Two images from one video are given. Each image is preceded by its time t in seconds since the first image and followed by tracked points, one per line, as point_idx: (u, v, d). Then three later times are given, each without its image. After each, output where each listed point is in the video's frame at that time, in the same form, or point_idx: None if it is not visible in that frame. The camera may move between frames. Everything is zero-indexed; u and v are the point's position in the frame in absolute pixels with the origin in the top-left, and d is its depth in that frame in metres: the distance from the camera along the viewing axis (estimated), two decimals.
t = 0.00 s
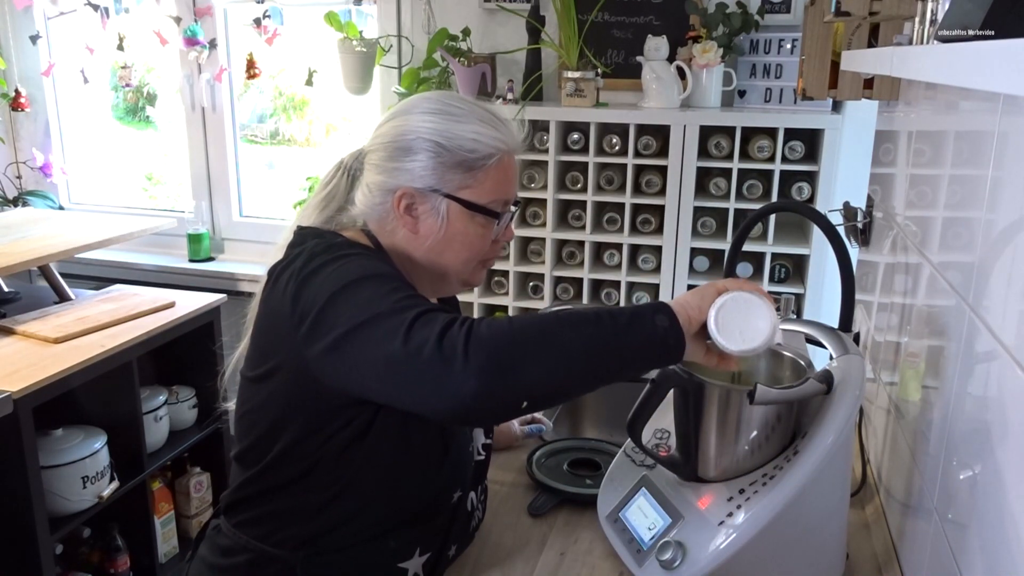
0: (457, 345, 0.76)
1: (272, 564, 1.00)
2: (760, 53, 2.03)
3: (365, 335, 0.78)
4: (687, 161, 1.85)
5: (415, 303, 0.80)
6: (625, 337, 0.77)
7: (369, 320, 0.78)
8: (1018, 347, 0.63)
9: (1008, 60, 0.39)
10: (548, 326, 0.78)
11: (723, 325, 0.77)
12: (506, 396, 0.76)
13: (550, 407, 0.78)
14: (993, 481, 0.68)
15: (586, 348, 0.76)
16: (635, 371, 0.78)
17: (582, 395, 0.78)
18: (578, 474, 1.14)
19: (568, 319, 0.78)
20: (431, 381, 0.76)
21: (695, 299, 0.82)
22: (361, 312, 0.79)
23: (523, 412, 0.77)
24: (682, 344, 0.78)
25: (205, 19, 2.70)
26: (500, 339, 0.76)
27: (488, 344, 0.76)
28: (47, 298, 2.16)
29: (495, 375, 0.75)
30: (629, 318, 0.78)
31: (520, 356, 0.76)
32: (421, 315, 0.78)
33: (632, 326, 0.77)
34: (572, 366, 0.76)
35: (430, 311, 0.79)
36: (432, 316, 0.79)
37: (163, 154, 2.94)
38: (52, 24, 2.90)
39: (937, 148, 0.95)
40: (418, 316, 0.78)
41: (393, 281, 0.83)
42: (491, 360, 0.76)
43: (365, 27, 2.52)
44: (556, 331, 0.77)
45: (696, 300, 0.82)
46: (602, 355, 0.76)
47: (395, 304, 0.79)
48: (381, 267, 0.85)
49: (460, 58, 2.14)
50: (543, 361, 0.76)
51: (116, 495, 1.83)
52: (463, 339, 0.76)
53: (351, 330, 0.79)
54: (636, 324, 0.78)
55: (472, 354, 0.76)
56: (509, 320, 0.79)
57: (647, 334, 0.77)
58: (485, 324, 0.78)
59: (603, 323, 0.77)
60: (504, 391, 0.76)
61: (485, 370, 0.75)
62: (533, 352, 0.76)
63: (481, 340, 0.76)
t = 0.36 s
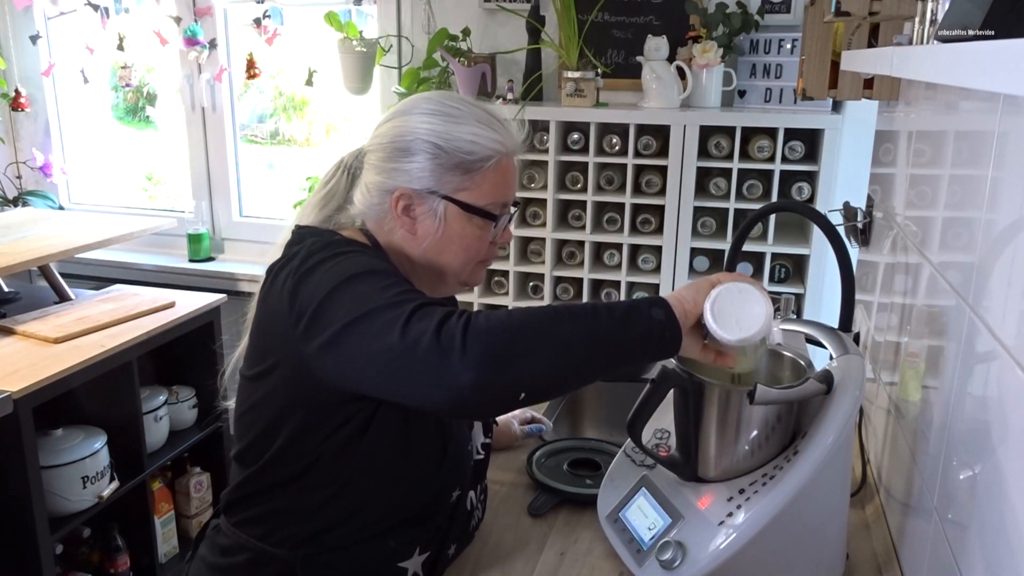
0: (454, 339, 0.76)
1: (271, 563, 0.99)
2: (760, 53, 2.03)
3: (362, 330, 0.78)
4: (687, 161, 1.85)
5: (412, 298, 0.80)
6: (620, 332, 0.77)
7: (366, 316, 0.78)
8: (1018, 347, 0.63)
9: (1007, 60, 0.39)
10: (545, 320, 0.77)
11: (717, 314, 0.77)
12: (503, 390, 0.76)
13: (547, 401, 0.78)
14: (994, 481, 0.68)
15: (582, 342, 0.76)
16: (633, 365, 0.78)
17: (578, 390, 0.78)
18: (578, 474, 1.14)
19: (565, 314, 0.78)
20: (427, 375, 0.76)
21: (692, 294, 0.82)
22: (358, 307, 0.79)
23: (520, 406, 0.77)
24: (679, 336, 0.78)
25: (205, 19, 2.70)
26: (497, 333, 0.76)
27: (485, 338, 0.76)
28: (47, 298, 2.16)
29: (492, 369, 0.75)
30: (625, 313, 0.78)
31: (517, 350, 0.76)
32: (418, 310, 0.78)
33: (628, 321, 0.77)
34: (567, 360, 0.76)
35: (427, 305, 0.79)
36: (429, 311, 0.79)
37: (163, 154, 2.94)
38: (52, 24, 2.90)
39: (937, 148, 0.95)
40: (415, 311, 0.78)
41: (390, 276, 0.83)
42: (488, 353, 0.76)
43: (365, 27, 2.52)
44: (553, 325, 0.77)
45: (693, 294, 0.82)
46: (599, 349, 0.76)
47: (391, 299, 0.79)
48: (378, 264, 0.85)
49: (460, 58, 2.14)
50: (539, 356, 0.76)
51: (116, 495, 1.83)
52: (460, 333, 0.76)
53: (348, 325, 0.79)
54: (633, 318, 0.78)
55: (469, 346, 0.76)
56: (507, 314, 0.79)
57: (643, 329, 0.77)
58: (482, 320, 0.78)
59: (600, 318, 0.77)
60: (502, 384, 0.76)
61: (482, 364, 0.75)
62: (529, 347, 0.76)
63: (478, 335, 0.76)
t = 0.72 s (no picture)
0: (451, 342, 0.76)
1: (271, 563, 0.99)
2: (760, 53, 2.03)
3: (360, 333, 0.78)
4: (687, 161, 1.85)
5: (410, 299, 0.81)
6: (617, 333, 0.77)
7: (364, 318, 0.78)
8: (1017, 347, 0.63)
9: (1007, 60, 0.39)
10: (543, 321, 0.77)
11: (716, 323, 0.77)
12: (500, 392, 0.76)
13: (544, 403, 0.78)
14: (994, 481, 0.68)
15: (579, 343, 0.76)
16: (630, 367, 0.78)
17: (575, 391, 0.78)
18: (578, 474, 1.14)
19: (563, 316, 0.77)
20: (425, 376, 0.76)
21: (693, 295, 0.82)
22: (356, 309, 0.80)
23: (517, 407, 0.78)
24: (675, 340, 0.78)
25: (205, 19, 2.70)
26: (495, 334, 0.77)
27: (483, 340, 0.76)
28: (47, 298, 2.16)
29: (489, 370, 0.75)
30: (621, 314, 0.78)
31: (514, 351, 0.76)
32: (415, 311, 0.78)
33: (625, 322, 0.77)
34: (562, 361, 0.76)
35: (424, 307, 0.79)
36: (426, 312, 0.79)
37: (163, 154, 2.94)
38: (52, 24, 2.90)
39: (937, 148, 0.94)
40: (412, 313, 0.78)
41: (388, 277, 0.83)
42: (486, 356, 0.76)
43: (365, 27, 2.52)
44: (550, 326, 0.77)
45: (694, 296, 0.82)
46: (595, 350, 0.76)
47: (388, 301, 0.79)
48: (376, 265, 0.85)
49: (460, 58, 2.14)
50: (536, 357, 0.76)
51: (116, 495, 1.83)
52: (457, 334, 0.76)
53: (346, 327, 0.79)
54: (630, 320, 0.78)
55: (466, 351, 0.76)
56: (504, 315, 0.79)
57: (640, 331, 0.77)
58: (479, 321, 0.78)
59: (596, 319, 0.77)
60: (500, 385, 0.76)
61: (480, 366, 0.75)
62: (527, 348, 0.76)
63: (476, 336, 0.76)
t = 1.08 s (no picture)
0: (450, 344, 0.76)
1: (271, 563, 0.99)
2: (760, 53, 2.03)
3: (359, 335, 0.78)
4: (687, 161, 1.85)
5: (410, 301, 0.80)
6: (615, 336, 0.76)
7: (364, 320, 0.78)
8: (1018, 347, 0.63)
9: (1007, 61, 0.39)
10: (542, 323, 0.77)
11: (713, 322, 0.77)
12: (499, 394, 0.76)
13: (543, 405, 0.78)
14: (994, 481, 0.68)
15: (577, 346, 0.76)
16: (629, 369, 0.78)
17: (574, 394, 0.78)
18: (578, 474, 1.14)
19: (562, 319, 0.77)
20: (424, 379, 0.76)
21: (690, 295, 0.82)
22: (355, 311, 0.79)
23: (515, 409, 0.77)
24: (674, 342, 0.78)
25: (205, 19, 2.70)
26: (495, 337, 0.76)
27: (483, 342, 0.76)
28: (47, 298, 2.16)
29: (489, 372, 0.75)
30: (620, 316, 0.78)
31: (513, 354, 0.76)
32: (414, 314, 0.78)
33: (624, 325, 0.77)
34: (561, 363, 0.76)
35: (424, 309, 0.79)
36: (426, 315, 0.79)
37: (163, 154, 2.94)
38: (52, 24, 2.90)
39: (937, 148, 0.95)
40: (412, 316, 0.78)
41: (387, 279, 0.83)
42: (484, 358, 0.76)
43: (365, 27, 2.52)
44: (550, 329, 0.77)
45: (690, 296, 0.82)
46: (593, 351, 0.76)
47: (388, 303, 0.79)
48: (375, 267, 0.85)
49: (460, 58, 2.13)
50: (535, 359, 0.76)
51: (116, 495, 1.83)
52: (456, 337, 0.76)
53: (346, 328, 0.79)
54: (628, 322, 0.77)
55: (465, 353, 0.76)
56: (504, 317, 0.79)
57: (638, 333, 0.77)
58: (479, 323, 0.78)
59: (595, 322, 0.77)
60: (499, 387, 0.76)
61: (479, 368, 0.75)
62: (526, 350, 0.76)
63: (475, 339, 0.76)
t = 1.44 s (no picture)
0: (450, 347, 0.76)
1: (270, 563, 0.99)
2: (759, 53, 2.03)
3: (359, 336, 0.78)
4: (687, 161, 1.85)
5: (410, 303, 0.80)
6: (615, 340, 0.76)
7: (364, 322, 0.78)
8: (1018, 347, 0.63)
9: (1008, 60, 0.39)
10: (542, 326, 0.77)
11: (711, 328, 0.78)
12: (499, 396, 0.76)
13: (543, 407, 0.78)
14: (993, 480, 0.68)
15: (577, 348, 0.76)
16: (629, 371, 0.78)
17: (574, 396, 0.78)
18: (578, 474, 1.14)
19: (562, 320, 0.77)
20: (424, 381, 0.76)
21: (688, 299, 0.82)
22: (355, 313, 0.79)
23: (515, 411, 0.77)
24: (672, 344, 0.78)
25: (205, 19, 2.70)
26: (495, 339, 0.77)
27: (482, 345, 0.76)
28: (46, 298, 2.15)
29: (489, 374, 0.76)
30: (620, 319, 0.78)
31: (513, 356, 0.76)
32: (415, 316, 0.78)
33: (623, 328, 0.77)
34: (560, 366, 0.76)
35: (423, 311, 0.79)
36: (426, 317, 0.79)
37: (163, 154, 2.94)
38: (52, 24, 2.90)
39: (937, 148, 0.95)
40: (412, 317, 0.78)
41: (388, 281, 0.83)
42: (484, 360, 0.76)
43: (365, 27, 2.52)
44: (549, 331, 0.77)
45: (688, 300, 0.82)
46: (593, 354, 0.76)
47: (388, 305, 0.79)
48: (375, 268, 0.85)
49: (460, 58, 2.13)
50: (535, 360, 0.76)
51: (116, 495, 1.83)
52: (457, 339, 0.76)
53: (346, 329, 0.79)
54: (628, 324, 0.77)
55: (464, 355, 0.76)
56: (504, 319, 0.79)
57: (638, 336, 0.77)
58: (478, 325, 0.78)
59: (594, 324, 0.77)
60: (498, 389, 0.76)
61: (479, 371, 0.75)
62: (526, 352, 0.76)
63: (475, 341, 0.76)
